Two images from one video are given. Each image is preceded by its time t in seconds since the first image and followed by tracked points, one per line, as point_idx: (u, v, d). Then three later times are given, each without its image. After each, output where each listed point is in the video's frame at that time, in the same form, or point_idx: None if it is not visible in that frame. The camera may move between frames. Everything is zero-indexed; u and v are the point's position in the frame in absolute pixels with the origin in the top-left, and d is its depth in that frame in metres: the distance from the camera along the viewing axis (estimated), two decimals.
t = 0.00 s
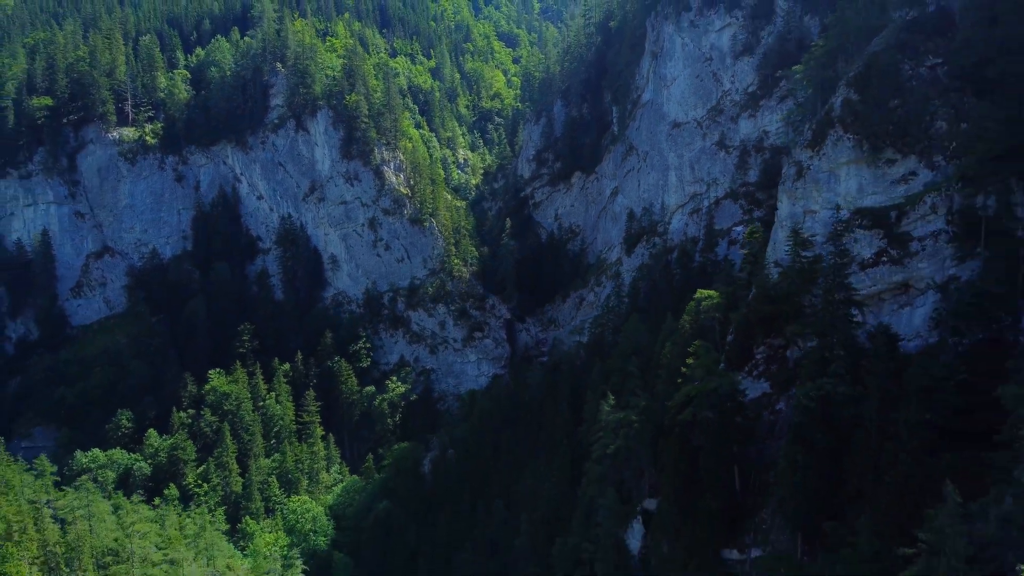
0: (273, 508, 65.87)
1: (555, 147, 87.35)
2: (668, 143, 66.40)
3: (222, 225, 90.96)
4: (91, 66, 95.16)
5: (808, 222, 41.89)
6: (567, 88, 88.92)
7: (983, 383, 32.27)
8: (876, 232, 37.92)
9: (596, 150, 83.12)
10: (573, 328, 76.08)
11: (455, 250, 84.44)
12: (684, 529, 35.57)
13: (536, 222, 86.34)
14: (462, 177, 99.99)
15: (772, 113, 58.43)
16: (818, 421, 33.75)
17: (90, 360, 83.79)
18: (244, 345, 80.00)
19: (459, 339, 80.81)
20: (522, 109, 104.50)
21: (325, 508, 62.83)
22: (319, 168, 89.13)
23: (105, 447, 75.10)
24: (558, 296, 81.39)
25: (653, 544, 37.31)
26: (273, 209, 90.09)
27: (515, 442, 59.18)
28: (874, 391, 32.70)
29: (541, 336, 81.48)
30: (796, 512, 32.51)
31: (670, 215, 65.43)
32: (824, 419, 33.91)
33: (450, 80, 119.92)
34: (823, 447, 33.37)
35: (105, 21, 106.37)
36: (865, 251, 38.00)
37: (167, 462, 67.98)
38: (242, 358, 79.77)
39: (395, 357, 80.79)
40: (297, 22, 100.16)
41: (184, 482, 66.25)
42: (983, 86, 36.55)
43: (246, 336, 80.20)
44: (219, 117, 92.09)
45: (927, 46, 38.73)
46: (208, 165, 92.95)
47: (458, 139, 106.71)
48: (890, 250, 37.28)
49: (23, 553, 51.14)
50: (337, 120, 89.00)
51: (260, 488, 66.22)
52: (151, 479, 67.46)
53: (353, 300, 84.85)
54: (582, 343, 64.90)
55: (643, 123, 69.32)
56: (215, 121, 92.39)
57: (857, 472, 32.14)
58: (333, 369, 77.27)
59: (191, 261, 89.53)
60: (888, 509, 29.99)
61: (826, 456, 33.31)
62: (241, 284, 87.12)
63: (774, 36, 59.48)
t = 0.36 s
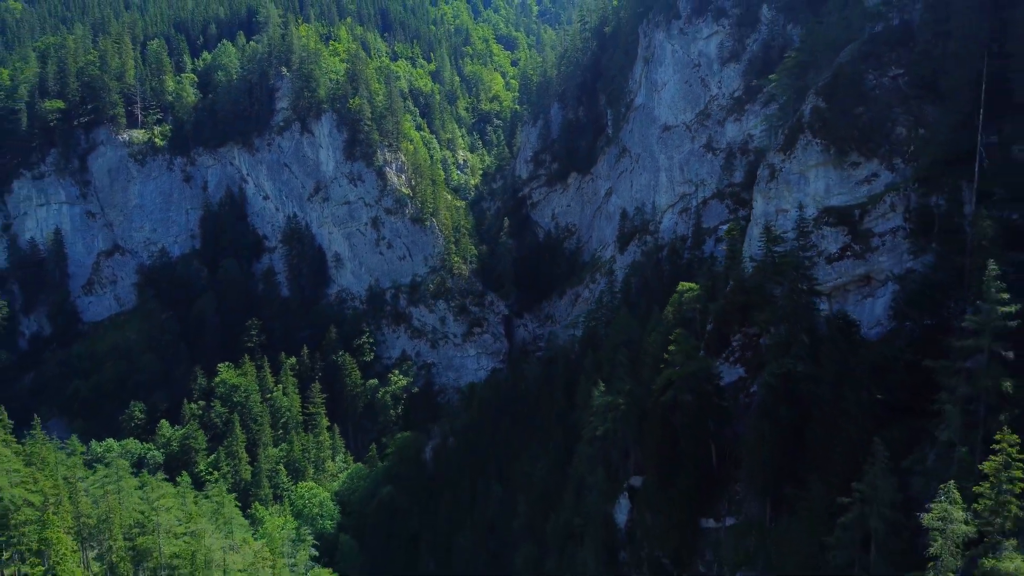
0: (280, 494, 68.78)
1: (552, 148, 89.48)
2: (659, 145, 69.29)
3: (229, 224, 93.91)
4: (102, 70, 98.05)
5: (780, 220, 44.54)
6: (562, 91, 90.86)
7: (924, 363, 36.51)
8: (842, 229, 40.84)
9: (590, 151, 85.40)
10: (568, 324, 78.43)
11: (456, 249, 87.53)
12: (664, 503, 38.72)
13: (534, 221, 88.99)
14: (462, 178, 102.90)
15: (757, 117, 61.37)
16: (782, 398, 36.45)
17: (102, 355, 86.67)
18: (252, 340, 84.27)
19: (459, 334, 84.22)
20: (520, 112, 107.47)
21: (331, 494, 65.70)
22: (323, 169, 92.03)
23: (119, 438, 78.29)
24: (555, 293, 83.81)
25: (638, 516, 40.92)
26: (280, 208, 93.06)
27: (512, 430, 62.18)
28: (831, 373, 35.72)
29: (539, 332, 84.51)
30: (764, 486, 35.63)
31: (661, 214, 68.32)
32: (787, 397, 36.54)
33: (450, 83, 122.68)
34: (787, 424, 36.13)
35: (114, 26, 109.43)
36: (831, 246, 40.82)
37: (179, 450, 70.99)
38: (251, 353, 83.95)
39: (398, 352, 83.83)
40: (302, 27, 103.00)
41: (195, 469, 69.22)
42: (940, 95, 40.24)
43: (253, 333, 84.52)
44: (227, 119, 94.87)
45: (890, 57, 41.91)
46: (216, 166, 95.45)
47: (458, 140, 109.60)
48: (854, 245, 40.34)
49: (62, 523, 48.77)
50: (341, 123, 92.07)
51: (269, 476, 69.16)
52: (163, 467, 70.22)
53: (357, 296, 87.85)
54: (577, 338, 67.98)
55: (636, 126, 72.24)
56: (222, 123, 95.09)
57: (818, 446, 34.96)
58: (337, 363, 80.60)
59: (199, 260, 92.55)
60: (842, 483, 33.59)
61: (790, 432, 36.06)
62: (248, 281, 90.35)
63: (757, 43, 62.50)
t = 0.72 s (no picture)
0: (288, 482, 72.03)
1: (548, 150, 92.46)
2: (650, 148, 72.35)
3: (236, 224, 96.75)
4: (112, 74, 100.60)
5: (755, 220, 47.76)
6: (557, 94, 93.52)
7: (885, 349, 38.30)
8: (811, 227, 43.89)
9: (584, 154, 88.53)
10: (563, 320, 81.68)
11: (455, 248, 90.47)
12: (646, 480, 42.16)
13: (530, 221, 91.67)
14: (461, 180, 106.18)
15: (742, 121, 64.16)
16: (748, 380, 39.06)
17: (113, 351, 89.61)
18: (260, 335, 86.51)
19: (458, 330, 87.34)
20: (518, 115, 110.67)
21: (337, 481, 69.08)
22: (327, 170, 95.05)
23: (131, 429, 81.68)
24: (551, 291, 86.68)
25: (626, 495, 44.23)
26: (285, 209, 96.11)
27: (511, 419, 65.44)
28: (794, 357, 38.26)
29: (535, 328, 87.06)
30: (733, 460, 38.80)
31: (651, 214, 71.38)
32: (753, 378, 39.24)
33: (449, 87, 125.68)
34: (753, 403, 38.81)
35: (123, 31, 112.42)
36: (801, 243, 43.89)
37: (190, 440, 74.11)
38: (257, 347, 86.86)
39: (399, 347, 87.20)
40: (306, 33, 106.21)
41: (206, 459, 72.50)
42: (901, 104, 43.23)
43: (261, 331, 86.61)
44: (233, 123, 98.01)
45: (859, 69, 45.45)
46: (223, 168, 98.53)
47: (457, 142, 112.73)
48: (822, 242, 43.26)
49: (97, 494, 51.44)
50: (344, 127, 95.10)
51: (277, 465, 72.32)
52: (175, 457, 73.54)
53: (360, 294, 91.06)
54: (571, 333, 70.78)
55: (629, 130, 75.84)
56: (229, 126, 98.17)
57: (781, 425, 37.76)
58: (342, 357, 83.85)
59: (207, 259, 95.73)
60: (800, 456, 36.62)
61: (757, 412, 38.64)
62: (254, 279, 93.15)
63: (743, 51, 65.54)
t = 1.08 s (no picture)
0: (294, 472, 74.82)
1: (545, 151, 95.31)
2: (643, 150, 75.37)
3: (241, 224, 99.80)
4: (120, 77, 103.40)
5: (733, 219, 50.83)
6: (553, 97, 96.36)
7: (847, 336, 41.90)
8: (785, 226, 47.03)
9: (579, 155, 91.11)
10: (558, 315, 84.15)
11: (455, 247, 93.62)
12: (632, 460, 45.46)
13: (527, 221, 94.32)
14: (460, 180, 109.23)
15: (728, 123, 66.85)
16: (723, 363, 42.59)
17: (123, 346, 92.43)
18: (265, 331, 91.13)
19: (458, 326, 90.34)
20: (516, 117, 113.67)
21: (341, 469, 71.52)
22: (330, 171, 98.02)
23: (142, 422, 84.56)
24: (548, 289, 89.63)
25: (614, 475, 47.47)
26: (289, 209, 99.04)
27: (509, 410, 68.84)
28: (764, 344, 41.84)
29: (532, 324, 89.92)
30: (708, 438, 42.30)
31: (643, 214, 74.40)
32: (728, 364, 42.72)
33: (449, 90, 128.51)
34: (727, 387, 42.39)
35: (130, 36, 115.39)
36: (776, 240, 47.15)
37: (200, 431, 77.09)
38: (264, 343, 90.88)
39: (400, 342, 90.18)
40: (309, 38, 109.32)
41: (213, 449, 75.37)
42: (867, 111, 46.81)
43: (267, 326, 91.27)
44: (239, 126, 101.01)
45: (830, 78, 48.82)
46: (229, 169, 101.21)
47: (457, 144, 115.78)
48: (795, 239, 46.47)
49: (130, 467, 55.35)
50: (347, 129, 98.02)
51: (283, 454, 75.36)
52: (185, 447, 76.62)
53: (362, 291, 94.03)
54: (565, 327, 73.81)
55: (622, 133, 79.11)
56: (234, 129, 101.16)
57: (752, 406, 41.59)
58: (346, 353, 87.00)
59: (214, 258, 98.92)
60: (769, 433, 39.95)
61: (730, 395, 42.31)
62: (260, 278, 96.89)
63: (730, 57, 68.44)
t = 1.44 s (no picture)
0: (300, 462, 77.53)
1: (542, 153, 98.13)
2: (635, 153, 78.25)
3: (247, 224, 102.91)
4: (128, 81, 106.29)
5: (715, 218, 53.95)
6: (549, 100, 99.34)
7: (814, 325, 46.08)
8: (762, 224, 50.42)
9: (575, 156, 93.85)
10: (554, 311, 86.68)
11: (456, 245, 96.50)
12: (620, 442, 49.07)
13: (525, 220, 97.27)
14: (459, 181, 112.25)
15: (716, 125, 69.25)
16: (704, 352, 46.22)
17: (132, 341, 95.26)
18: (271, 327, 93.88)
19: (457, 322, 93.28)
20: (513, 119, 116.84)
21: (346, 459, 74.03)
22: (333, 172, 101.02)
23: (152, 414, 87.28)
24: (545, 285, 92.27)
25: (604, 458, 50.65)
26: (294, 209, 101.92)
27: (506, 401, 72.09)
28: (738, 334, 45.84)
29: (530, 321, 92.70)
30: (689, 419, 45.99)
31: (637, 213, 77.26)
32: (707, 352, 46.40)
33: (448, 92, 131.56)
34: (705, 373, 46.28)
35: (137, 39, 118.24)
36: (754, 237, 50.46)
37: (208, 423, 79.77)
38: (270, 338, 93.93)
39: (401, 339, 93.44)
40: (312, 42, 112.55)
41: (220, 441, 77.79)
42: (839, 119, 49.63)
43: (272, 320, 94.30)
44: (244, 128, 103.55)
45: (806, 86, 52.16)
46: (235, 170, 104.12)
47: (456, 145, 119.05)
48: (772, 236, 49.79)
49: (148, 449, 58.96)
50: (350, 132, 100.93)
51: (289, 444, 78.21)
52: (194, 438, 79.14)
53: (364, 289, 97.15)
54: (560, 322, 76.82)
55: (615, 137, 82.46)
56: (239, 131, 103.70)
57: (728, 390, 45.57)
58: (348, 347, 90.61)
59: (220, 257, 102.08)
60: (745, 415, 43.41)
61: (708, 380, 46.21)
62: (266, 276, 99.70)
63: (717, 63, 71.36)
